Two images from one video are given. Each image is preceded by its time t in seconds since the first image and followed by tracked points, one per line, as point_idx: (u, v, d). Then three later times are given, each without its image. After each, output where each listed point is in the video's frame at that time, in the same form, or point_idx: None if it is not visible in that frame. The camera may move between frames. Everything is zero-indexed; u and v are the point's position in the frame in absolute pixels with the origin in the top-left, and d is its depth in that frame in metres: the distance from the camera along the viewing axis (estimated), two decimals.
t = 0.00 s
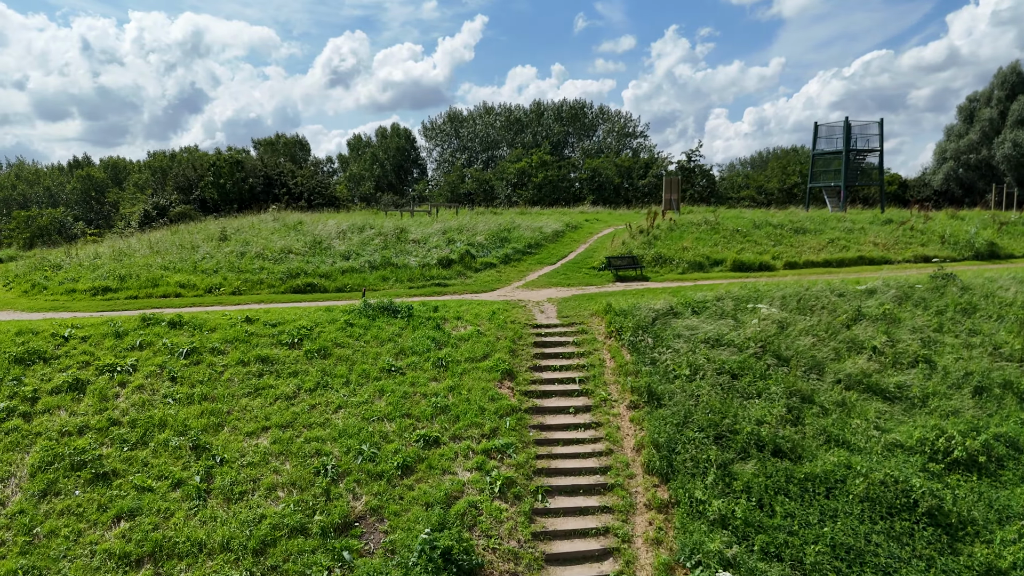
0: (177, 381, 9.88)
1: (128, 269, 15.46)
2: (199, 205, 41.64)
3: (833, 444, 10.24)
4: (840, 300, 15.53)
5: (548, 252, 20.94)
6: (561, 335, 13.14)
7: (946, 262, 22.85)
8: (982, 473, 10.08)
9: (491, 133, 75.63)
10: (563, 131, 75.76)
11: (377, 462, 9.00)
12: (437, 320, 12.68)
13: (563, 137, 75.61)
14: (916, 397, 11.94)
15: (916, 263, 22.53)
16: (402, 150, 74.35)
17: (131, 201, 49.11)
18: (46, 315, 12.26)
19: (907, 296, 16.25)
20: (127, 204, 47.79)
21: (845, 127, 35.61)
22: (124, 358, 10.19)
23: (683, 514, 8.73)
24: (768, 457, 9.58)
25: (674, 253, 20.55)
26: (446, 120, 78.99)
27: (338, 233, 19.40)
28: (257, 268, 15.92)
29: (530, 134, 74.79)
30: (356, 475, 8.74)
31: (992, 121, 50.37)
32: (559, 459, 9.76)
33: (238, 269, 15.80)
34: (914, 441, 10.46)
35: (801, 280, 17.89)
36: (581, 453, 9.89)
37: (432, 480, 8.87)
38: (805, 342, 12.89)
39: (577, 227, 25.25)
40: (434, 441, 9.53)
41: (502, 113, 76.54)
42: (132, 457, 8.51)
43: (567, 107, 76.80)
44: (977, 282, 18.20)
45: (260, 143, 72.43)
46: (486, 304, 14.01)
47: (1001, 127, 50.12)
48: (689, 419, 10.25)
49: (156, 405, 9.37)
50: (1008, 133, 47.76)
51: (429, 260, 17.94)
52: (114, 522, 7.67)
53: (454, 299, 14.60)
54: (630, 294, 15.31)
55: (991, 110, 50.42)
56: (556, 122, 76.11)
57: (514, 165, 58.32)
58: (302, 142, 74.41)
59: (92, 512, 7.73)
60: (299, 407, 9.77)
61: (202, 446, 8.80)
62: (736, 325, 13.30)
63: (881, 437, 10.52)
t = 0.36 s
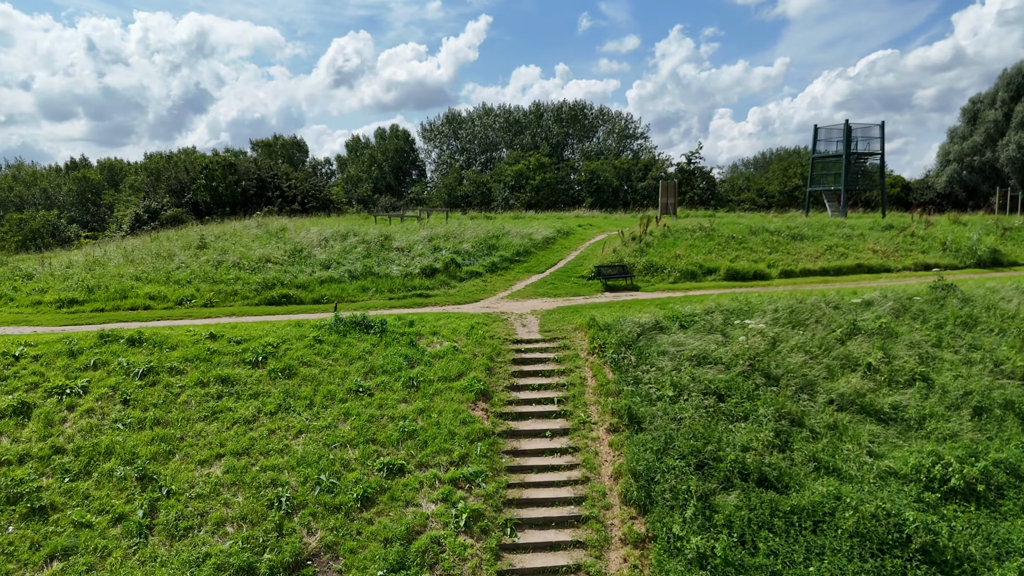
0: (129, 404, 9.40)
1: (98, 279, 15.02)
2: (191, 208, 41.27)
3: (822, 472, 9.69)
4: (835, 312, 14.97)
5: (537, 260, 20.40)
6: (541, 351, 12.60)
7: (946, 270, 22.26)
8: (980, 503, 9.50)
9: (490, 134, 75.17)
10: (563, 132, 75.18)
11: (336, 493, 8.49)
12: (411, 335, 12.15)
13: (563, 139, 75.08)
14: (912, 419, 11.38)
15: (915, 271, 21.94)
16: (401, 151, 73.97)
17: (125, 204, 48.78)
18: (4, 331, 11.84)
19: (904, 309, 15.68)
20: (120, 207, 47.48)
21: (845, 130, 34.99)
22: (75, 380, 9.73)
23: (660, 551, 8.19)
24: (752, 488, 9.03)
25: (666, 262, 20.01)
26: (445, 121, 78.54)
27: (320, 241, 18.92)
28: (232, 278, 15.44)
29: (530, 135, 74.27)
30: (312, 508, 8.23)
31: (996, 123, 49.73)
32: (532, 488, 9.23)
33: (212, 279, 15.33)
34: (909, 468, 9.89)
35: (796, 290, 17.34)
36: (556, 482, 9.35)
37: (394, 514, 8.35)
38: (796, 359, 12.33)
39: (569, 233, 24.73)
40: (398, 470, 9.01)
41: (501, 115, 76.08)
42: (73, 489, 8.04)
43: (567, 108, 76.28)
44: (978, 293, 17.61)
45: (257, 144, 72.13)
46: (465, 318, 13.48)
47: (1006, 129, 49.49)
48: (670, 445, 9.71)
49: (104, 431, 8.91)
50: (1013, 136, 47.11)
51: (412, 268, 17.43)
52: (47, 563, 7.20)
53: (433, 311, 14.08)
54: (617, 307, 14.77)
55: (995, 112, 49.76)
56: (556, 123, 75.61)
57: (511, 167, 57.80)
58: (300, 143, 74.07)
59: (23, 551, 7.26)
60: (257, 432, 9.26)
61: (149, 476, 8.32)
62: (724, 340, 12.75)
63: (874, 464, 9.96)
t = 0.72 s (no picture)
0: (73, 431, 8.92)
1: (64, 291, 14.54)
2: (183, 212, 40.88)
3: (809, 504, 9.12)
4: (828, 326, 14.39)
5: (525, 269, 19.85)
6: (519, 368, 12.03)
7: (946, 279, 21.66)
8: (978, 538, 8.89)
9: (489, 136, 74.66)
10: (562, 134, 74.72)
11: (287, 530, 7.96)
12: (381, 353, 11.61)
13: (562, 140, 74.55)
14: (906, 443, 10.79)
15: (915, 280, 21.35)
16: (399, 153, 73.54)
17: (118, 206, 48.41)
18: None
19: (901, 322, 15.09)
20: (113, 209, 47.12)
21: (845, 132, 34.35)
22: (19, 404, 9.27)
23: None
24: (732, 524, 8.47)
25: (656, 271, 19.45)
26: (444, 122, 78.07)
27: (300, 249, 18.41)
28: (203, 289, 14.94)
29: (529, 136, 73.76)
30: (259, 546, 7.70)
31: (1000, 125, 49.13)
32: (500, 521, 8.68)
33: (183, 291, 14.84)
34: (902, 499, 9.29)
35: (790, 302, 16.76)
36: (525, 514, 8.80)
37: (347, 553, 7.82)
38: (785, 379, 11.76)
39: (559, 240, 24.18)
40: (356, 502, 8.48)
41: (499, 116, 75.57)
42: (2, 526, 7.56)
43: (566, 110, 75.77)
44: (978, 305, 17.00)
45: (254, 145, 71.78)
46: (441, 333, 12.93)
47: (1010, 131, 48.87)
48: (647, 475, 9.16)
49: (43, 461, 8.43)
50: (1017, 138, 46.52)
51: (392, 278, 16.90)
52: None
53: (408, 326, 13.56)
54: (601, 321, 14.21)
55: (999, 114, 49.12)
56: (555, 124, 75.11)
57: (508, 169, 57.23)
58: (297, 145, 73.73)
59: None
60: (206, 461, 8.75)
61: (87, 511, 7.83)
62: (709, 358, 12.19)
63: (864, 495, 9.37)
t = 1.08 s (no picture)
0: (8, 461, 8.44)
1: (25, 303, 14.07)
2: (173, 215, 40.46)
3: (790, 540, 8.54)
4: (819, 342, 13.81)
5: (509, 278, 19.29)
6: (492, 388, 11.46)
7: (945, 289, 21.03)
8: None
9: (486, 137, 74.12)
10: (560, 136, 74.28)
11: (226, 571, 7.43)
12: (346, 373, 11.07)
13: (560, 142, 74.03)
14: (897, 470, 10.20)
15: (912, 290, 20.73)
16: (396, 155, 73.13)
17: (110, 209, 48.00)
18: None
19: (895, 337, 14.49)
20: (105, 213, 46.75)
21: (845, 135, 33.69)
22: None
23: None
24: (706, 564, 7.90)
25: (644, 281, 18.89)
26: (442, 124, 77.61)
27: (277, 258, 17.90)
28: (171, 301, 14.44)
29: (527, 138, 73.22)
30: None
31: (1004, 127, 48.51)
32: (459, 560, 8.13)
33: (149, 303, 14.35)
34: (891, 534, 8.67)
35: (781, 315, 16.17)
36: (486, 552, 8.24)
37: None
38: (770, 401, 11.19)
39: (549, 247, 23.61)
40: (304, 540, 7.94)
41: (497, 117, 75.05)
42: None
43: (565, 111, 75.23)
44: (977, 317, 16.39)
45: (251, 147, 71.41)
46: (413, 350, 12.36)
47: (1014, 133, 48.23)
48: (618, 508, 8.59)
49: None
50: (1021, 140, 45.89)
51: (370, 289, 16.37)
52: None
53: (380, 341, 13.02)
54: (582, 336, 13.65)
55: (1003, 115, 48.44)
56: (554, 126, 74.59)
57: (505, 171, 56.66)
58: (294, 147, 73.33)
59: None
60: (147, 494, 8.25)
61: (11, 552, 7.34)
62: (692, 378, 11.62)
63: (851, 530, 8.78)
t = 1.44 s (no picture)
0: None
1: None
2: (164, 219, 40.04)
3: None
4: (810, 358, 13.22)
5: (494, 287, 18.74)
6: (462, 410, 10.90)
7: (944, 299, 20.42)
8: None
9: (485, 138, 73.55)
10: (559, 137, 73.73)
11: None
12: (307, 394, 10.53)
13: (559, 143, 73.54)
14: (887, 501, 9.60)
15: (910, 300, 20.13)
16: (393, 156, 72.93)
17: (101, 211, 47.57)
18: None
19: (889, 354, 13.91)
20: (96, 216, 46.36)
21: (844, 138, 33.00)
22: None
23: None
24: None
25: (632, 291, 18.33)
26: (439, 125, 77.14)
27: (252, 267, 17.38)
28: (135, 314, 13.94)
29: (525, 139, 72.64)
30: None
31: (1007, 129, 47.78)
32: None
33: (113, 316, 13.87)
34: None
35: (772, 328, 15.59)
36: None
37: None
38: (754, 425, 10.63)
39: (537, 254, 23.05)
40: None
41: (495, 119, 74.48)
42: None
43: (564, 112, 74.65)
44: (977, 331, 15.74)
45: (247, 149, 71.03)
46: (382, 369, 11.80)
47: (1018, 135, 47.52)
48: (585, 548, 8.01)
49: None
50: None
51: (346, 300, 15.83)
52: None
53: (349, 358, 12.46)
54: (562, 353, 13.08)
55: (1007, 117, 47.66)
56: (552, 128, 74.05)
57: (501, 173, 56.05)
58: (291, 148, 72.94)
59: None
60: (78, 531, 7.74)
61: None
62: (672, 401, 11.05)
63: (836, 570, 8.15)
